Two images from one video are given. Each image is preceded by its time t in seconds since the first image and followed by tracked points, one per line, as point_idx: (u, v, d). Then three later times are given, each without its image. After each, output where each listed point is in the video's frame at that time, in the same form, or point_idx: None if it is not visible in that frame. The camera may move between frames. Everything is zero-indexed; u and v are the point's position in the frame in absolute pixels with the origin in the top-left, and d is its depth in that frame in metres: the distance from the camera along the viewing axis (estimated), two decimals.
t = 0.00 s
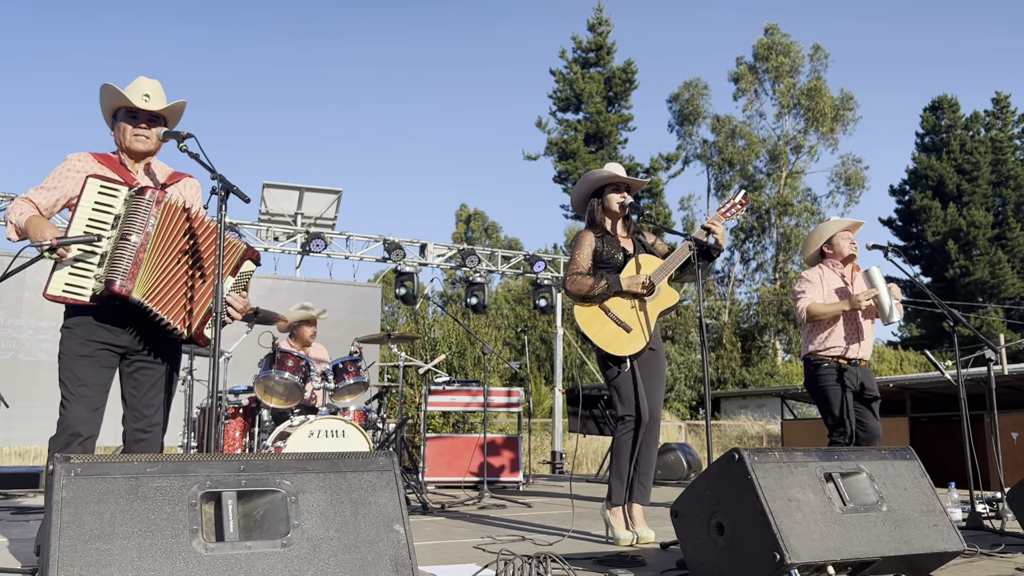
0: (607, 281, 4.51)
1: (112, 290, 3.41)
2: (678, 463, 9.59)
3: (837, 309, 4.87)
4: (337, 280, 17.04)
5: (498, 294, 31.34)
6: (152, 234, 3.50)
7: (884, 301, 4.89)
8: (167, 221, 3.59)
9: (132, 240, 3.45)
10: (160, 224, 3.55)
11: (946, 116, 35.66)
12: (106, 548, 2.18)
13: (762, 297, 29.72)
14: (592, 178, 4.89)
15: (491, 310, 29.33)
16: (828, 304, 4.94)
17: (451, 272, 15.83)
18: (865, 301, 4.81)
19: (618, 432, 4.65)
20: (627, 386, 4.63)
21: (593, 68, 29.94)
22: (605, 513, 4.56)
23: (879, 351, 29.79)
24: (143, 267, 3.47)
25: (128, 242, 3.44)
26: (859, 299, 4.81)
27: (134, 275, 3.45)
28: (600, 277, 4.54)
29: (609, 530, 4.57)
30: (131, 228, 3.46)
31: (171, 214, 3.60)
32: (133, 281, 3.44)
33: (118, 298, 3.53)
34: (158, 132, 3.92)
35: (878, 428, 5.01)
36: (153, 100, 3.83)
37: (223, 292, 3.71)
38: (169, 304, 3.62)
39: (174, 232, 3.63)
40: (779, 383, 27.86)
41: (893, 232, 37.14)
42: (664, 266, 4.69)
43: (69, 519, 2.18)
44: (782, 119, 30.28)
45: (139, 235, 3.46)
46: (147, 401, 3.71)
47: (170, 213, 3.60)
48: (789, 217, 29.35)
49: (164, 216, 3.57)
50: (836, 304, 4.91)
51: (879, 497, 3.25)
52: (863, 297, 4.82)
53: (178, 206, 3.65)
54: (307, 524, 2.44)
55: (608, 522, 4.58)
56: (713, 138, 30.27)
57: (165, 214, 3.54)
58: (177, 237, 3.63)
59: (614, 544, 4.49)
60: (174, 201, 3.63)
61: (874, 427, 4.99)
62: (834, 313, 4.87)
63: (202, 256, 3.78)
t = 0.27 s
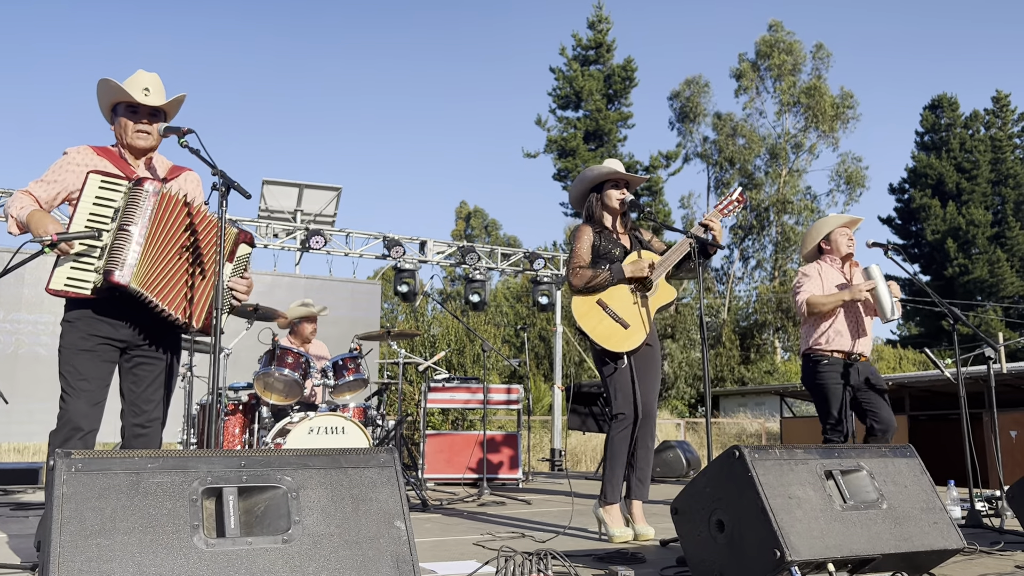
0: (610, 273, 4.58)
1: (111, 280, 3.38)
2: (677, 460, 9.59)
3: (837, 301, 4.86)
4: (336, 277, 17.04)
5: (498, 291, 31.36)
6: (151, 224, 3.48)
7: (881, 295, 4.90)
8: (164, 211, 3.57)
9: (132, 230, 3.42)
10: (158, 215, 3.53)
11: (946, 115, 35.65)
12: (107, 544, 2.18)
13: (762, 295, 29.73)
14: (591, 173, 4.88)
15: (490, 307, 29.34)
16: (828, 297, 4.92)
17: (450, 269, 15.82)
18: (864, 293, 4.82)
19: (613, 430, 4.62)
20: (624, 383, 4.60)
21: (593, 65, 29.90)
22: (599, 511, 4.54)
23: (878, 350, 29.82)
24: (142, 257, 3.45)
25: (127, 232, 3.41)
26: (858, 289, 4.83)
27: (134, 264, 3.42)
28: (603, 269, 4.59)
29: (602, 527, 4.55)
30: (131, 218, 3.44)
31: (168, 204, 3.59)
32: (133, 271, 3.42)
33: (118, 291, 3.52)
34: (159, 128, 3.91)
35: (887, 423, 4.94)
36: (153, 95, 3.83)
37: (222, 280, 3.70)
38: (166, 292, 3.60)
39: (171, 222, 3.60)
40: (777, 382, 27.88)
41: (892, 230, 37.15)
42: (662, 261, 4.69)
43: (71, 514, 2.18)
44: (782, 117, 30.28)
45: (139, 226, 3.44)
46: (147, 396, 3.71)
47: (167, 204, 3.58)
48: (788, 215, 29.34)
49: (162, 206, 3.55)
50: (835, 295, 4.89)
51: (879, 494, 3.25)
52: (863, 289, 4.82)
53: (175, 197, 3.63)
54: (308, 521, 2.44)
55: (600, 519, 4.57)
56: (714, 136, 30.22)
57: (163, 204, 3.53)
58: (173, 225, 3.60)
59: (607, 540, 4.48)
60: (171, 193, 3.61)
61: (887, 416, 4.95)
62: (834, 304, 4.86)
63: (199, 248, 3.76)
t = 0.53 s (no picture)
0: (604, 282, 4.51)
1: (115, 280, 3.39)
2: (676, 458, 9.59)
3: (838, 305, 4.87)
4: (336, 274, 17.03)
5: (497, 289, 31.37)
6: (153, 223, 3.49)
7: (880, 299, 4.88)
8: (167, 211, 3.57)
9: (135, 230, 3.43)
10: (160, 215, 3.53)
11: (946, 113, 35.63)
12: (107, 540, 2.17)
13: (761, 292, 29.73)
14: (591, 171, 4.88)
15: (490, 305, 29.35)
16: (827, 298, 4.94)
17: (450, 266, 15.81)
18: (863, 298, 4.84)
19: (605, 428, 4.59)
20: (618, 381, 4.58)
21: (593, 63, 29.87)
22: (598, 510, 4.54)
23: (877, 348, 29.83)
24: (145, 257, 3.46)
25: (131, 232, 3.43)
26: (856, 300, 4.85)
27: (136, 264, 3.43)
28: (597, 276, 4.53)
29: (601, 525, 4.55)
30: (133, 217, 3.45)
31: (170, 204, 3.59)
32: (136, 271, 3.43)
33: (121, 290, 3.52)
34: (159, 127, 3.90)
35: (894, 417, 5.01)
36: (153, 94, 3.82)
37: (223, 280, 3.70)
38: (168, 293, 3.62)
39: (174, 222, 3.61)
40: (777, 380, 27.89)
41: (891, 228, 37.15)
42: (659, 262, 4.71)
43: (69, 511, 2.18)
44: (783, 115, 30.27)
45: (141, 225, 3.45)
46: (148, 394, 3.71)
47: (169, 203, 3.58)
48: (788, 213, 29.33)
49: (165, 207, 3.55)
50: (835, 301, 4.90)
51: (879, 492, 3.25)
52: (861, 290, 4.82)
53: (177, 196, 3.63)
54: (308, 517, 2.44)
55: (598, 518, 4.57)
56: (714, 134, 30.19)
57: (166, 204, 3.53)
58: (175, 226, 3.61)
59: (607, 539, 4.48)
60: (173, 192, 3.61)
61: (893, 413, 5.01)
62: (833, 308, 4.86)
63: (201, 249, 3.77)
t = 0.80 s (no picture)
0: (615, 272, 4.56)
1: (119, 274, 3.37)
2: (677, 456, 9.59)
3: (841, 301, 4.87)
4: (336, 273, 17.04)
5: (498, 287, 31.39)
6: (156, 217, 3.47)
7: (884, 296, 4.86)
8: (168, 205, 3.56)
9: (138, 224, 3.42)
10: (162, 209, 3.52)
11: (947, 111, 35.59)
12: (108, 539, 2.17)
13: (762, 291, 29.73)
14: (592, 168, 4.88)
15: (490, 303, 29.38)
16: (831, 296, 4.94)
17: (451, 264, 15.82)
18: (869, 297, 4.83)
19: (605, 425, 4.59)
20: (619, 378, 4.58)
21: (593, 61, 29.87)
22: (598, 508, 4.53)
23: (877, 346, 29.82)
24: (148, 251, 3.45)
25: (134, 226, 3.42)
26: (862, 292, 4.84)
27: (140, 258, 3.42)
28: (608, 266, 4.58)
29: (603, 523, 4.53)
30: (136, 212, 3.43)
31: (172, 198, 3.58)
32: (141, 265, 3.42)
33: (124, 285, 3.52)
34: (160, 123, 3.90)
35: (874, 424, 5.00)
36: (154, 91, 3.81)
37: (224, 274, 3.70)
38: (170, 286, 3.61)
39: (175, 217, 3.60)
40: (776, 379, 27.93)
41: (892, 227, 37.14)
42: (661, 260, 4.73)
43: (71, 508, 2.18)
44: (784, 113, 30.25)
45: (144, 219, 3.44)
46: (149, 391, 3.71)
47: (171, 197, 3.58)
48: (788, 212, 29.34)
49: (166, 200, 3.54)
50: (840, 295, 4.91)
51: (881, 491, 3.25)
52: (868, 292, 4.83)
53: (178, 190, 3.63)
54: (310, 515, 2.44)
55: (600, 515, 4.56)
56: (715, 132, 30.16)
57: (168, 197, 3.53)
58: (177, 219, 3.60)
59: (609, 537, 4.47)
60: (174, 185, 3.60)
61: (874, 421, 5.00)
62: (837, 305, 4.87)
63: (200, 241, 3.77)
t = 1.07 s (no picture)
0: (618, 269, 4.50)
1: (120, 274, 3.37)
2: (679, 454, 9.58)
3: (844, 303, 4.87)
4: (338, 271, 17.03)
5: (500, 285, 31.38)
6: (157, 217, 3.47)
7: (890, 295, 4.87)
8: (171, 205, 3.56)
9: (139, 224, 3.42)
10: (164, 208, 3.52)
11: (950, 110, 35.53)
12: (113, 536, 2.17)
13: (764, 289, 29.71)
14: (596, 165, 4.87)
15: (491, 301, 29.37)
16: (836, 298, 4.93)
17: (453, 263, 15.81)
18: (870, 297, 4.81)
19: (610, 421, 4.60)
20: (626, 377, 4.58)
21: (596, 59, 29.85)
22: (602, 506, 4.53)
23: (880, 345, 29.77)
24: (150, 251, 3.45)
25: (136, 226, 3.41)
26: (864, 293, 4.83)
27: (142, 258, 3.42)
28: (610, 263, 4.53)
29: (606, 522, 4.53)
30: (138, 212, 3.43)
31: (175, 198, 3.58)
32: (142, 265, 3.41)
33: (127, 284, 3.52)
34: (162, 122, 3.89)
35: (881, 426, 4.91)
36: (155, 89, 3.80)
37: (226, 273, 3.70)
38: (172, 286, 3.61)
39: (178, 217, 3.60)
40: (779, 377, 27.91)
41: (894, 225, 37.08)
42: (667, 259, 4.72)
43: (76, 506, 2.18)
44: (786, 111, 30.24)
45: (146, 219, 3.44)
46: (153, 389, 3.71)
47: (173, 197, 3.57)
48: (791, 210, 29.31)
49: (168, 200, 3.54)
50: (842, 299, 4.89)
51: (885, 489, 3.24)
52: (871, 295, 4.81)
53: (181, 190, 3.62)
54: (314, 513, 2.44)
55: (603, 513, 4.56)
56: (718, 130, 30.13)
57: (170, 197, 3.53)
58: (179, 220, 3.60)
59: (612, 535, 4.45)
60: (176, 185, 3.60)
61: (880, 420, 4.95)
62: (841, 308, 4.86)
63: (203, 240, 3.77)
